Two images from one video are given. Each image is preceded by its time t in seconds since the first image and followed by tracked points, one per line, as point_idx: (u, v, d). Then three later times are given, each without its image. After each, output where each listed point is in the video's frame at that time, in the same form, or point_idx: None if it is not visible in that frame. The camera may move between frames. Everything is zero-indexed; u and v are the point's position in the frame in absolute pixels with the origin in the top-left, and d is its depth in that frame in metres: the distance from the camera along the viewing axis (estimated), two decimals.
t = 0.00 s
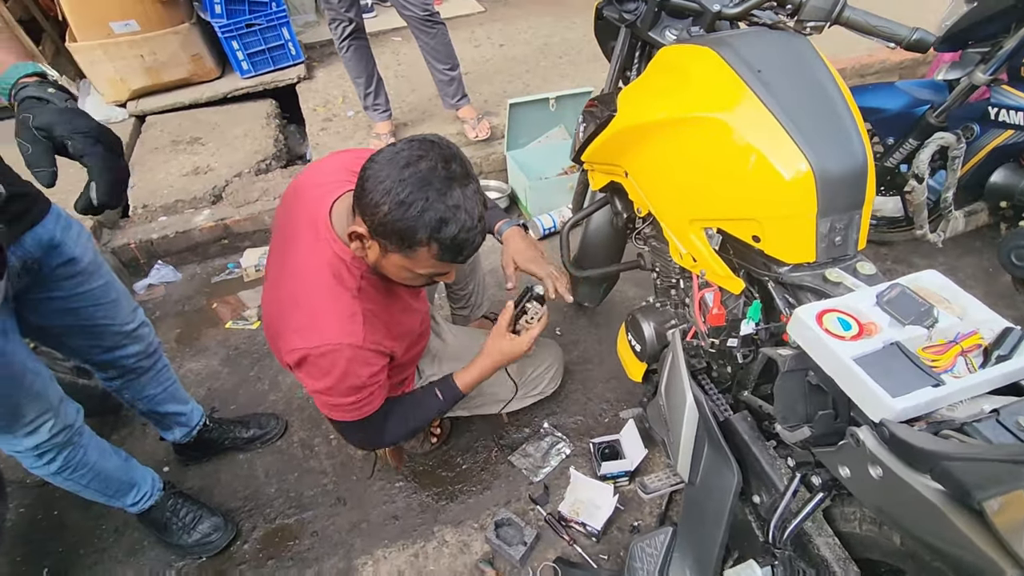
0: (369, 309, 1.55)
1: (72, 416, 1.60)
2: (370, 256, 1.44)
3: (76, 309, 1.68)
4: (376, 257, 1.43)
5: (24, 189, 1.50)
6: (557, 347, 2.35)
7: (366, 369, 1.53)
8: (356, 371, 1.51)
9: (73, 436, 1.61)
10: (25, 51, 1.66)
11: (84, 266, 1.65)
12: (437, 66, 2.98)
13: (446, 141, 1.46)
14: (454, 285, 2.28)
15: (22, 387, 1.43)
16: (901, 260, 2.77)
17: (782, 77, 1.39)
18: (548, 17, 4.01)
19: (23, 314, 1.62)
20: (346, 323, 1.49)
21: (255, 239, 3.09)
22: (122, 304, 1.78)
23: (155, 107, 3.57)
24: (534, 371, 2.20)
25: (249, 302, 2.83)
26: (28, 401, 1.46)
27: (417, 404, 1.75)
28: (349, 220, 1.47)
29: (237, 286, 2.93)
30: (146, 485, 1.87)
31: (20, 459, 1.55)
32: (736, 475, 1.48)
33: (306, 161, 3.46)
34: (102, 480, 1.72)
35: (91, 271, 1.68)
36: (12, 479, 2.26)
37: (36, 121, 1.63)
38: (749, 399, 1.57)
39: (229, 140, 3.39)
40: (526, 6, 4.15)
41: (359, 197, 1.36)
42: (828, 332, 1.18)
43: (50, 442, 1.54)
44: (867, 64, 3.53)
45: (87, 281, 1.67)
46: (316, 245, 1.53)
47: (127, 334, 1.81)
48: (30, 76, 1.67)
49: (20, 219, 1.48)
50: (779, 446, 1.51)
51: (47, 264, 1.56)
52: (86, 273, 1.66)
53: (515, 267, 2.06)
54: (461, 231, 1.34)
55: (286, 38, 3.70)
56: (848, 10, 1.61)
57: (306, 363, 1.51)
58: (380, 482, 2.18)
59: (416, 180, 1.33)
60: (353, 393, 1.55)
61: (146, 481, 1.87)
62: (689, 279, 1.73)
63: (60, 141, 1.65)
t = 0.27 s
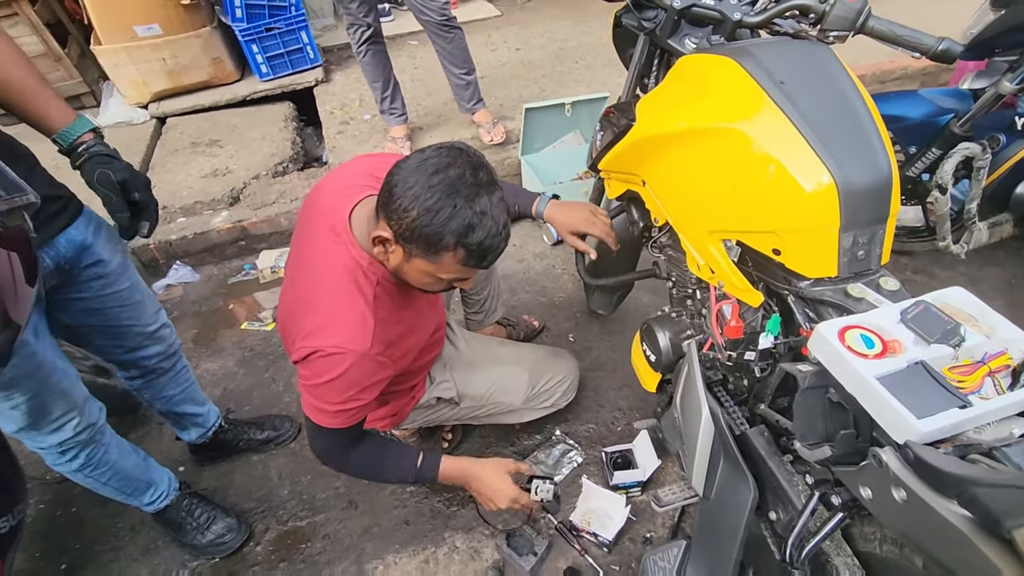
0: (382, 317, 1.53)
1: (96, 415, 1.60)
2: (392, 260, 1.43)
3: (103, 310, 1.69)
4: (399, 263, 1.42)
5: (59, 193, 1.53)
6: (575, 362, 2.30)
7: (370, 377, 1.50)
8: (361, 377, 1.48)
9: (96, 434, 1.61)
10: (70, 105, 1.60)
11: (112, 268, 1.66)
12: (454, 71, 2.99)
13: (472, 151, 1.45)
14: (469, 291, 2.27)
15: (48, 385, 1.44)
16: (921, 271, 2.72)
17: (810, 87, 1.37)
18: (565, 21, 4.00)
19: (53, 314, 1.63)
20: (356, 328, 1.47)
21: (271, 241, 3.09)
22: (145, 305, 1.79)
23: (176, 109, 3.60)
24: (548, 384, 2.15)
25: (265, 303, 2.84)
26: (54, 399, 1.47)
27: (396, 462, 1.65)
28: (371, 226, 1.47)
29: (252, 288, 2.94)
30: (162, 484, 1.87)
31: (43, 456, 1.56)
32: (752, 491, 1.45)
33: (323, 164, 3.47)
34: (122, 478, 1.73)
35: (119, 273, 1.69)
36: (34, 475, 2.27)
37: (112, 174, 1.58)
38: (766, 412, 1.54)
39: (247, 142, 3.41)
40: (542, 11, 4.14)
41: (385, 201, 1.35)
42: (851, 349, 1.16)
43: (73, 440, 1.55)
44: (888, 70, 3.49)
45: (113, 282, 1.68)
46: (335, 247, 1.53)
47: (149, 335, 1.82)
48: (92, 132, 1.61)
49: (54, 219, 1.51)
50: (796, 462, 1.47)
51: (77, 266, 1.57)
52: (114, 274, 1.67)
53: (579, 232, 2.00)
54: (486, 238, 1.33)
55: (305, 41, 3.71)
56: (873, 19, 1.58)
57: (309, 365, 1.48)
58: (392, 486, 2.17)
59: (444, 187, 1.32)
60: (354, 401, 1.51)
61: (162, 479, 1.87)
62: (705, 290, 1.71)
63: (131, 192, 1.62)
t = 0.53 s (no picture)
0: (398, 320, 1.53)
1: (113, 412, 1.61)
2: (410, 263, 1.42)
3: (121, 309, 1.70)
4: (416, 265, 1.41)
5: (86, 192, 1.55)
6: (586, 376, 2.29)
7: (388, 380, 1.50)
8: (379, 382, 1.48)
9: (113, 432, 1.62)
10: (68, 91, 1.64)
11: (131, 267, 1.67)
12: (466, 74, 2.99)
13: (490, 151, 1.44)
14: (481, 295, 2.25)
15: (71, 380, 1.47)
16: (937, 278, 2.69)
17: (831, 91, 1.35)
18: (578, 23, 3.99)
19: (72, 312, 1.64)
20: (371, 333, 1.47)
21: (283, 242, 3.10)
22: (162, 305, 1.80)
23: (190, 110, 3.62)
24: (559, 396, 2.14)
25: (276, 304, 2.85)
26: (75, 395, 1.49)
27: (429, 474, 1.70)
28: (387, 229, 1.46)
29: (264, 288, 2.95)
30: (174, 483, 1.88)
31: (61, 452, 1.57)
32: (765, 501, 1.43)
33: (335, 165, 3.48)
34: (136, 477, 1.74)
35: (138, 273, 1.70)
36: (46, 472, 2.29)
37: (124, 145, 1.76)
38: (779, 422, 1.52)
39: (260, 143, 3.43)
40: (555, 13, 4.14)
41: (405, 202, 1.34)
42: (869, 361, 1.14)
43: (92, 436, 1.56)
44: (904, 74, 3.45)
45: (132, 282, 1.69)
46: (350, 251, 1.53)
47: (165, 334, 1.83)
48: (93, 115, 1.70)
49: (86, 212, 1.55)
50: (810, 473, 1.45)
51: (97, 264, 1.58)
52: (133, 274, 1.68)
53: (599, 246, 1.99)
54: (507, 238, 1.33)
55: (318, 43, 3.72)
56: (892, 25, 1.56)
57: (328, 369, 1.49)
58: (400, 489, 2.17)
59: (465, 188, 1.32)
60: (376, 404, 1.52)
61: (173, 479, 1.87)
62: (718, 297, 1.69)
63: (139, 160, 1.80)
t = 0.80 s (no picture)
0: (406, 323, 1.53)
1: (125, 407, 1.63)
2: (420, 270, 1.41)
3: (133, 303, 1.71)
4: (427, 272, 1.41)
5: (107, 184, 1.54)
6: (593, 378, 2.28)
7: (393, 382, 1.50)
8: (384, 383, 1.48)
9: (124, 427, 1.63)
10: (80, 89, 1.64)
11: (143, 262, 1.68)
12: (473, 74, 2.99)
13: (501, 159, 1.44)
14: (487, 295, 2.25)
15: (87, 374, 1.48)
16: (946, 280, 2.67)
17: (844, 96, 1.35)
18: (585, 24, 3.99)
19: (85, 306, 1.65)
20: (380, 335, 1.47)
21: (290, 241, 3.11)
22: (172, 300, 1.81)
23: (199, 110, 3.64)
24: (562, 398, 2.14)
25: (282, 303, 2.86)
26: (90, 388, 1.50)
27: (435, 469, 1.70)
28: (398, 234, 1.46)
29: (270, 286, 2.95)
30: (181, 480, 1.88)
31: (72, 447, 1.58)
32: (769, 504, 1.44)
33: (342, 165, 3.49)
34: (144, 472, 1.74)
35: (149, 268, 1.71)
36: (54, 467, 2.30)
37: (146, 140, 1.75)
38: (784, 425, 1.51)
39: (268, 143, 3.44)
40: (562, 13, 4.13)
41: (416, 210, 1.34)
42: (876, 364, 1.13)
43: (104, 431, 1.57)
44: (914, 75, 3.43)
45: (144, 276, 1.70)
46: (361, 253, 1.53)
47: (174, 330, 1.84)
48: (107, 111, 1.69)
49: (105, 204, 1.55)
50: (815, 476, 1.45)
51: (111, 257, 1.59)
52: (144, 269, 1.69)
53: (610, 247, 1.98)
54: (517, 247, 1.33)
55: (326, 44, 3.73)
56: (902, 26, 1.55)
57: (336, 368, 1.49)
58: (404, 488, 2.17)
59: (477, 196, 1.32)
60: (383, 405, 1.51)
61: (180, 477, 1.88)
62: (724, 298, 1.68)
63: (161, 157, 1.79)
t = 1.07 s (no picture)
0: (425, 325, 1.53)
1: (132, 403, 1.63)
2: (425, 276, 1.41)
3: (140, 298, 1.71)
4: (431, 278, 1.40)
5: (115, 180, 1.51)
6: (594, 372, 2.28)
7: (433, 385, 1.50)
8: (425, 387, 1.48)
9: (130, 422, 1.64)
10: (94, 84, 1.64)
11: (149, 258, 1.68)
12: (478, 74, 2.99)
13: (502, 163, 1.43)
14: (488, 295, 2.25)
15: (95, 369, 1.49)
16: (951, 282, 2.66)
17: (849, 98, 1.34)
18: (590, 24, 3.99)
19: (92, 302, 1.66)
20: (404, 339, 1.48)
21: (294, 240, 3.12)
22: (177, 296, 1.81)
23: (205, 109, 3.65)
24: (564, 393, 2.13)
25: (286, 301, 2.86)
26: (98, 383, 1.50)
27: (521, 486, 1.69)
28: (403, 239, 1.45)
29: (274, 285, 2.96)
30: (185, 477, 1.89)
31: (78, 442, 1.58)
32: (771, 505, 1.43)
33: (347, 164, 3.49)
34: (149, 468, 1.75)
35: (155, 264, 1.71)
36: (58, 463, 2.31)
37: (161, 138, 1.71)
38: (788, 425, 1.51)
39: (273, 142, 3.44)
40: (567, 14, 4.13)
41: (419, 218, 1.34)
42: (879, 364, 1.13)
43: (110, 426, 1.58)
44: (920, 76, 3.41)
45: (150, 272, 1.70)
46: (368, 257, 1.52)
47: (178, 326, 1.85)
48: (122, 106, 1.68)
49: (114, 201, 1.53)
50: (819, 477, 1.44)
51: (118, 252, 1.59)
52: (150, 265, 1.69)
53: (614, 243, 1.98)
54: (520, 253, 1.32)
55: (331, 44, 3.73)
56: (908, 25, 1.54)
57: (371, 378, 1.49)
58: (406, 486, 2.17)
59: (477, 205, 1.31)
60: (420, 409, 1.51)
61: (184, 473, 1.88)
62: (728, 299, 1.68)
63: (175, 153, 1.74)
